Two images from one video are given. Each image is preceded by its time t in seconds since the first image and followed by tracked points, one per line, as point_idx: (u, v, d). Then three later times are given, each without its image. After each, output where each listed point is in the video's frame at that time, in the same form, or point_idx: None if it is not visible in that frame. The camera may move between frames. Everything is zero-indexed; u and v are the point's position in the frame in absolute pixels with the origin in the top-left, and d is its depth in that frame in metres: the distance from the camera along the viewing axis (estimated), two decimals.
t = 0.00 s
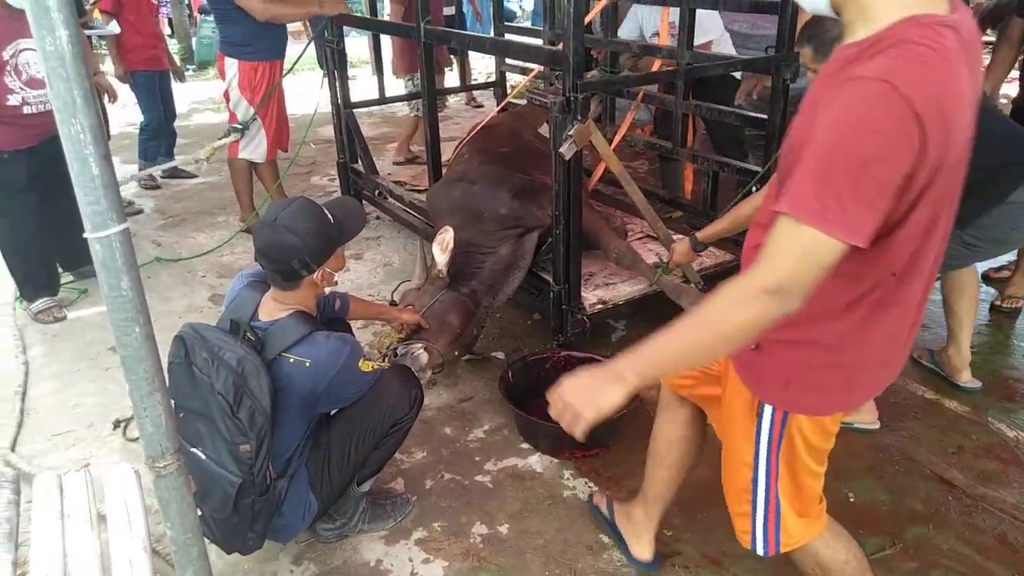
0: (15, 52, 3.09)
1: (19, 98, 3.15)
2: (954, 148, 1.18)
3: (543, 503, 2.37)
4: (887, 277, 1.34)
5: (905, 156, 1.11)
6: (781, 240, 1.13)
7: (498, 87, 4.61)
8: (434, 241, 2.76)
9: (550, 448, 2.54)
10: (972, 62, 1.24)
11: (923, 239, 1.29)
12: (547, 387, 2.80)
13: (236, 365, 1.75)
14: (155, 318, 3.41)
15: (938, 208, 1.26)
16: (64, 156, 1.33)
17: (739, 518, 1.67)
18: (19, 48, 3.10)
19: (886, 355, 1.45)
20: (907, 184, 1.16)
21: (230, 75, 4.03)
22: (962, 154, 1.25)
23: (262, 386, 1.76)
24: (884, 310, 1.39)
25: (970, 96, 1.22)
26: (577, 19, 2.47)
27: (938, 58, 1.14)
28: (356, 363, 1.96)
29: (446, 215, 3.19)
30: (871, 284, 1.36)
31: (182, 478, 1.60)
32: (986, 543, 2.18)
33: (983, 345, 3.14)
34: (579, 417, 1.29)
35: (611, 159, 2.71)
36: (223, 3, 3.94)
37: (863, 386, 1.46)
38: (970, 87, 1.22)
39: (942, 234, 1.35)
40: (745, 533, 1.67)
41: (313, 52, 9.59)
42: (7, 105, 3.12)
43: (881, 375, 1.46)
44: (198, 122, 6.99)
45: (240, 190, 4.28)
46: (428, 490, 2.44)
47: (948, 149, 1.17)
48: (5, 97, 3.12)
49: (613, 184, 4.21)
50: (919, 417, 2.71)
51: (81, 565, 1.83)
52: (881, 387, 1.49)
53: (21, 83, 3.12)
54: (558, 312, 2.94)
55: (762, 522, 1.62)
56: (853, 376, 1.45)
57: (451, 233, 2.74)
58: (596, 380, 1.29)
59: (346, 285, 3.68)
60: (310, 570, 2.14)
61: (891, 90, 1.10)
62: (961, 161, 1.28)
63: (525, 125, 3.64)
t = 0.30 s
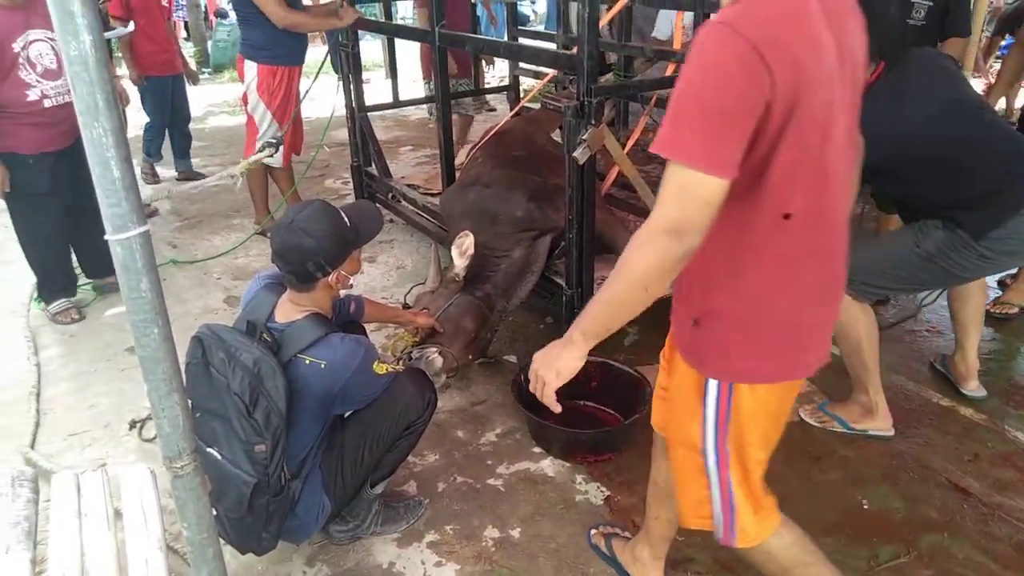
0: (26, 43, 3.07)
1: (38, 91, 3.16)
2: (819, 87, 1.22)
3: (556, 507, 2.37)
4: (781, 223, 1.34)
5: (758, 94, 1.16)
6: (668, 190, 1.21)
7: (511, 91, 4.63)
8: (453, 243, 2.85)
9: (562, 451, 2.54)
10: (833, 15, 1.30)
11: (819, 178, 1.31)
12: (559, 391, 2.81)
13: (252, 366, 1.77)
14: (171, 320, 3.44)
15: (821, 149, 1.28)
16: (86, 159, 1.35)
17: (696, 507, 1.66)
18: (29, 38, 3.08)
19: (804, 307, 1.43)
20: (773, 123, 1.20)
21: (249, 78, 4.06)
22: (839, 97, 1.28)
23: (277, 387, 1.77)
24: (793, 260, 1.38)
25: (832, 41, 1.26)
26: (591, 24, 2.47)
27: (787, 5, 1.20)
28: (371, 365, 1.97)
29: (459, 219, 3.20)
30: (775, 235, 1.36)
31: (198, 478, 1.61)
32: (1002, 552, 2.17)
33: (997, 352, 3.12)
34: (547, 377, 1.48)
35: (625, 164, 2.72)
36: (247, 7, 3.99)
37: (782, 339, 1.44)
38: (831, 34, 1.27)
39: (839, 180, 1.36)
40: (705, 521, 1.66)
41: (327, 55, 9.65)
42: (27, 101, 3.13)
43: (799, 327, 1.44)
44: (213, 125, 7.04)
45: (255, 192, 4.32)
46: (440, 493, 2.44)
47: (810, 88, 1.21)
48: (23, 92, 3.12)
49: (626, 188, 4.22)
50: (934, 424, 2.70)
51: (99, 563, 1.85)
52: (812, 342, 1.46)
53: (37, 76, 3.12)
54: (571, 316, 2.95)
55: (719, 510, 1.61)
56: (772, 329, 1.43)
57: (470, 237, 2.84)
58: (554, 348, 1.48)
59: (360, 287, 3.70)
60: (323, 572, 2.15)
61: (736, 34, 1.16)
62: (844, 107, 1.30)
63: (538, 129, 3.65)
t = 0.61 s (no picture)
0: (61, 44, 3.14)
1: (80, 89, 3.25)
2: (761, 78, 1.20)
3: (565, 511, 2.37)
4: (719, 214, 1.32)
5: (696, 80, 1.15)
6: (639, 190, 1.20)
7: (520, 97, 4.65)
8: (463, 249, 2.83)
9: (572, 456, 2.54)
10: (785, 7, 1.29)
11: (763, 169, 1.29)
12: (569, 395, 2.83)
13: (263, 371, 1.79)
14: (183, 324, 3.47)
15: (761, 140, 1.25)
16: (103, 164, 1.37)
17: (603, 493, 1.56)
18: (64, 40, 3.15)
19: (749, 303, 1.39)
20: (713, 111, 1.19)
21: (266, 85, 4.08)
22: (786, 89, 1.26)
23: (287, 393, 1.79)
24: (735, 254, 1.35)
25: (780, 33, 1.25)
26: (601, 30, 2.48)
27: None
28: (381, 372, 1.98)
29: (469, 224, 3.21)
30: (712, 226, 1.33)
31: (210, 482, 1.62)
32: (1014, 559, 2.15)
33: (1007, 358, 3.10)
34: (568, 423, 1.43)
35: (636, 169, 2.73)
36: (266, 13, 4.03)
37: (729, 337, 1.39)
38: (780, 26, 1.26)
39: (786, 175, 1.33)
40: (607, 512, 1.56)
41: (337, 62, 9.71)
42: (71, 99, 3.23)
43: (746, 325, 1.40)
44: (224, 131, 7.10)
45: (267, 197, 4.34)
46: (449, 498, 2.45)
47: (751, 77, 1.20)
48: (67, 91, 3.22)
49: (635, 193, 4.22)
50: (944, 430, 2.68)
51: (110, 567, 1.86)
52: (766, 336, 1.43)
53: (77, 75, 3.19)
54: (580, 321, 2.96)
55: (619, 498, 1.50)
56: (717, 325, 1.39)
57: (481, 243, 2.82)
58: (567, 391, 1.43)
59: (369, 292, 3.72)
60: None
61: (676, 21, 1.16)
62: (793, 100, 1.28)
63: (546, 136, 3.66)
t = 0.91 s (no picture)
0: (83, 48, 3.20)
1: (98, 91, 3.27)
2: (708, 111, 1.08)
3: (567, 518, 2.37)
4: (672, 257, 1.22)
5: (627, 112, 1.06)
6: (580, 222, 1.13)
7: (523, 103, 4.66)
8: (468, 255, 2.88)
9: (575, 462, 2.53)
10: (766, 25, 1.14)
11: (714, 212, 1.17)
12: (571, 401, 2.83)
13: (264, 379, 1.79)
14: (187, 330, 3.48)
15: (711, 178, 1.14)
16: (108, 171, 1.37)
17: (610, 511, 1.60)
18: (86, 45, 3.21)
19: (703, 354, 1.27)
20: (651, 145, 1.09)
21: (272, 92, 4.11)
22: (746, 123, 1.12)
23: (288, 399, 1.79)
24: (688, 299, 1.24)
25: (747, 57, 1.11)
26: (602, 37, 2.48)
27: (686, 20, 1.09)
28: (382, 377, 1.98)
29: (471, 231, 3.21)
30: (663, 269, 1.24)
31: (213, 488, 1.63)
32: (1019, 566, 2.14)
33: (1009, 363, 3.10)
34: (505, 454, 1.39)
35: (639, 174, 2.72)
36: (270, 21, 4.05)
37: (679, 388, 1.28)
38: (750, 51, 1.11)
39: (750, 217, 1.19)
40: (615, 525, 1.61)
41: (341, 69, 9.75)
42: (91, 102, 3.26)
43: (702, 378, 1.28)
44: (228, 137, 7.13)
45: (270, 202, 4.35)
46: (451, 504, 2.45)
47: (696, 110, 1.08)
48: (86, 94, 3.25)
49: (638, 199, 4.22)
50: (947, 437, 2.67)
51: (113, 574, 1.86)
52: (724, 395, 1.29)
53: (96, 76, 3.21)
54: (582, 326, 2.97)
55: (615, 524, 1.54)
56: (666, 375, 1.29)
57: (485, 248, 2.85)
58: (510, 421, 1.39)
59: (371, 298, 3.72)
60: None
61: (613, 47, 1.08)
62: (758, 135, 1.14)
63: (549, 142, 3.66)
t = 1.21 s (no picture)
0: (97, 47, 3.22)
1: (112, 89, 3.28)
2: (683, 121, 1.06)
3: (573, 517, 2.37)
4: (655, 266, 1.20)
5: (595, 119, 1.06)
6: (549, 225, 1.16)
7: (529, 103, 4.66)
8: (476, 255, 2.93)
9: (579, 462, 2.53)
10: (765, 28, 1.08)
11: (695, 224, 1.15)
12: (577, 400, 2.77)
13: (272, 375, 1.79)
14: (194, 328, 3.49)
15: (691, 187, 1.11)
16: (117, 169, 1.38)
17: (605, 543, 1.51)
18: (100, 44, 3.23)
19: (686, 365, 1.25)
20: (623, 151, 1.09)
21: (279, 91, 4.12)
22: (729, 133, 1.08)
23: (296, 396, 1.79)
24: (673, 308, 1.22)
25: (734, 67, 1.07)
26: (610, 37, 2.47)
27: (671, 27, 1.06)
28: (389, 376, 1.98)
29: (478, 230, 3.21)
30: (649, 276, 1.23)
31: (221, 485, 1.63)
32: None
33: (1017, 366, 3.09)
34: (471, 443, 1.40)
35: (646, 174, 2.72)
36: (277, 21, 4.06)
37: (663, 397, 1.27)
38: (742, 59, 1.07)
39: (738, 230, 1.15)
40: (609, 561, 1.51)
41: (347, 68, 9.77)
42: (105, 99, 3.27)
43: (682, 391, 1.26)
44: (235, 136, 7.15)
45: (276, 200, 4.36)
46: (457, 503, 2.45)
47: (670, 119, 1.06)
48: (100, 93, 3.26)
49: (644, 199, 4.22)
50: (955, 439, 2.67)
51: (122, 569, 1.87)
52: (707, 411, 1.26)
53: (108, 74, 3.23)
54: (587, 325, 2.97)
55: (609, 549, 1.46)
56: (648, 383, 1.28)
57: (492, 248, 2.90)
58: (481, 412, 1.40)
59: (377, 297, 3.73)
60: None
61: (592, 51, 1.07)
62: (745, 145, 1.09)
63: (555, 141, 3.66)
